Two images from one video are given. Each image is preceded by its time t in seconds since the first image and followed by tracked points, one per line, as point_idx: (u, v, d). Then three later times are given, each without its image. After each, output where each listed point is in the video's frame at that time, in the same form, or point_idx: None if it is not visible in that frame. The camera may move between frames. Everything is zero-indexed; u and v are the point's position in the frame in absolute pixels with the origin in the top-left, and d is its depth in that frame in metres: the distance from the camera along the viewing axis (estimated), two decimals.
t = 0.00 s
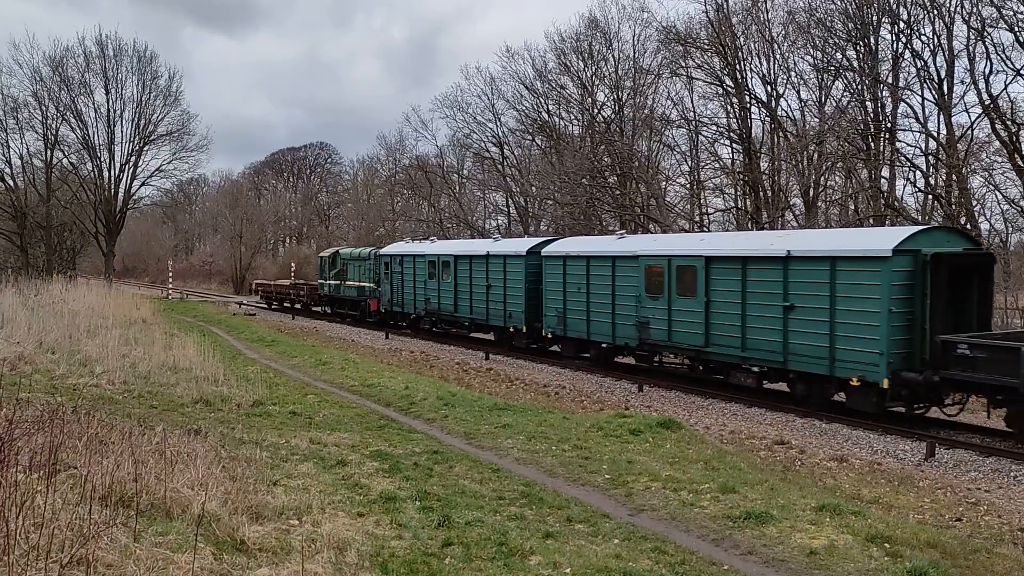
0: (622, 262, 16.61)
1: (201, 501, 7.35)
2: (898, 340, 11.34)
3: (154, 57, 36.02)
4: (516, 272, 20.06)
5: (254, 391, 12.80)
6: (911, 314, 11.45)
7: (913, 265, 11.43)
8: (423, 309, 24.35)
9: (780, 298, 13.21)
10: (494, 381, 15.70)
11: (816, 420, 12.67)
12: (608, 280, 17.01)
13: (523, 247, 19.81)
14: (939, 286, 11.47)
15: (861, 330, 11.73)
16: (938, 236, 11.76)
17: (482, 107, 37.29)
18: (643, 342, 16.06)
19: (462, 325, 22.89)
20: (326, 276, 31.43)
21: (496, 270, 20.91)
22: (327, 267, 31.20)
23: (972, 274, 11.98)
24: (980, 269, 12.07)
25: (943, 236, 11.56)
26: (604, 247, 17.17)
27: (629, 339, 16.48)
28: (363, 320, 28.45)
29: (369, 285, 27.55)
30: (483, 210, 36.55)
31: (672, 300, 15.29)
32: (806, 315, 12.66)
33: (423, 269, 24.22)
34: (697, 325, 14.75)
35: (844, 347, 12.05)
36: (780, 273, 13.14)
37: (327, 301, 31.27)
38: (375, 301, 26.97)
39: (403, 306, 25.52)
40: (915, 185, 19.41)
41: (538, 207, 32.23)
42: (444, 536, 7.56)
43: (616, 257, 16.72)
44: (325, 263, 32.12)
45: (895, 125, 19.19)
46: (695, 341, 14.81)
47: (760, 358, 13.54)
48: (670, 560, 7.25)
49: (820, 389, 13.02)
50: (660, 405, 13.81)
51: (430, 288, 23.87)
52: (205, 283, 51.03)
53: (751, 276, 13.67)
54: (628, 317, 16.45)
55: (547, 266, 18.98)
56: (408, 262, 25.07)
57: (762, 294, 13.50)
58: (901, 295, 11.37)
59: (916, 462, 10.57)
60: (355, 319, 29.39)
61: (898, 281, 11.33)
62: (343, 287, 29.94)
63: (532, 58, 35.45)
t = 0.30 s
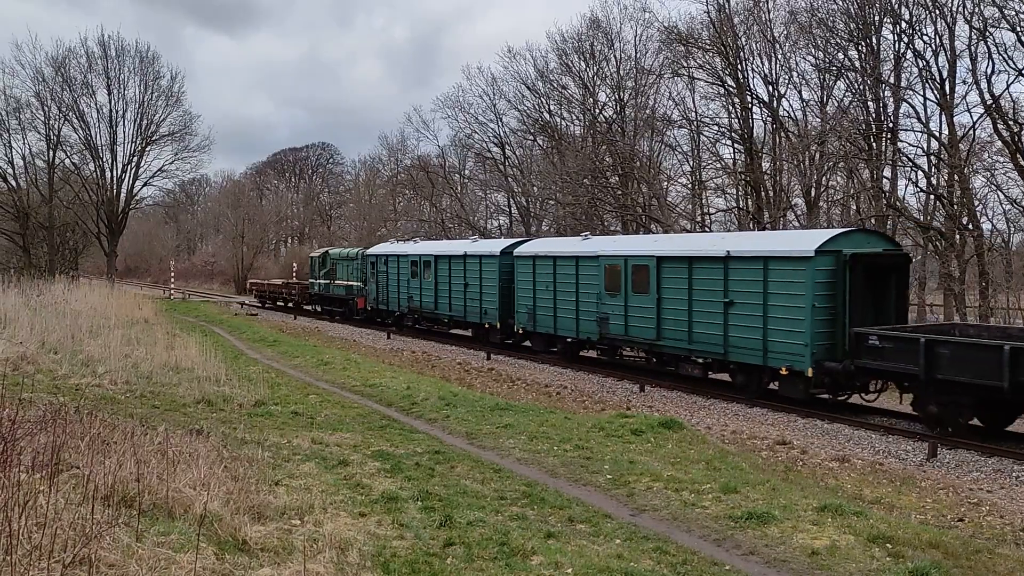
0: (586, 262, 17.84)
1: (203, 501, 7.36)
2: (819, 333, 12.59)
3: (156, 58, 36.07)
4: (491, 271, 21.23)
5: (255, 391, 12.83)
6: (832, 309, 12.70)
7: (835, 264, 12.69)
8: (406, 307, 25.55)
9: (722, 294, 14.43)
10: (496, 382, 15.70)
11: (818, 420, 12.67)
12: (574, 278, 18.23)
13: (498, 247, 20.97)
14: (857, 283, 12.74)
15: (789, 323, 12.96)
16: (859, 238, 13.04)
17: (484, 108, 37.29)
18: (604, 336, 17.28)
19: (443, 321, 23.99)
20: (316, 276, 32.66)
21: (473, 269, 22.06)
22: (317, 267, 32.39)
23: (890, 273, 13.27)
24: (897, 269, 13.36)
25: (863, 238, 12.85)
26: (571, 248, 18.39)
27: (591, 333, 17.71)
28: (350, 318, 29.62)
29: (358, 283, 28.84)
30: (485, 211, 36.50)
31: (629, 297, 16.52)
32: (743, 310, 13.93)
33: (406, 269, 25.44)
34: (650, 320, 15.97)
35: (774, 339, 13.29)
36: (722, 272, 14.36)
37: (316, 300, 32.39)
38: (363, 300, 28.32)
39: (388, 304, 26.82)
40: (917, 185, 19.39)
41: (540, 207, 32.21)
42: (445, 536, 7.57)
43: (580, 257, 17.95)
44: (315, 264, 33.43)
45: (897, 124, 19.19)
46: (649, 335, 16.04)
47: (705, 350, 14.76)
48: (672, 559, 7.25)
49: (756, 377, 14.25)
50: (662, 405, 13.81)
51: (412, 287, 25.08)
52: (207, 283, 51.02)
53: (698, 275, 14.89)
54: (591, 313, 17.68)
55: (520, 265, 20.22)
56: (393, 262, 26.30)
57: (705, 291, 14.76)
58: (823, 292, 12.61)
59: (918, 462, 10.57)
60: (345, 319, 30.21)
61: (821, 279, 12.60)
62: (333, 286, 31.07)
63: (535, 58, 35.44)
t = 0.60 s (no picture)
0: (553, 262, 18.58)
1: (206, 502, 7.36)
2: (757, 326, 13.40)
3: (158, 59, 36.12)
4: (467, 270, 21.97)
5: (258, 392, 12.83)
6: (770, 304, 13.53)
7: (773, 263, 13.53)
8: (390, 305, 26.46)
9: (673, 292, 15.24)
10: (498, 382, 15.71)
11: (822, 420, 12.66)
12: (542, 277, 18.96)
13: (474, 248, 21.66)
14: (793, 282, 13.49)
15: (732, 318, 13.74)
16: (797, 239, 13.90)
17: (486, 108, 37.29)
18: (569, 332, 18.00)
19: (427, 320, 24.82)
20: (308, 276, 33.55)
21: (451, 268, 22.78)
22: (308, 268, 33.19)
23: (824, 273, 14.20)
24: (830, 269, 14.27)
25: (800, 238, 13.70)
26: (540, 249, 19.13)
27: (557, 329, 18.45)
28: (340, 316, 30.42)
29: (346, 283, 29.67)
30: (487, 211, 36.50)
31: (591, 295, 17.27)
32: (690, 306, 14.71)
33: (391, 269, 26.27)
34: (611, 316, 16.73)
35: (718, 333, 14.07)
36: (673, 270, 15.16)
37: (308, 300, 33.23)
38: (352, 299, 29.22)
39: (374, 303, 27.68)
40: (920, 185, 19.37)
41: (542, 207, 32.22)
42: (448, 537, 7.55)
43: (547, 257, 18.70)
44: (307, 265, 34.31)
45: (900, 124, 19.17)
46: (609, 331, 16.83)
47: (658, 344, 15.53)
48: (675, 560, 7.25)
49: (721, 371, 14.81)
50: (665, 405, 13.82)
51: (396, 286, 25.90)
52: (209, 284, 51.03)
53: (649, 274, 15.72)
54: (556, 309, 18.45)
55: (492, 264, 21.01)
56: (379, 262, 27.12)
57: (657, 288, 15.58)
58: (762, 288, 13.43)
59: (921, 462, 10.56)
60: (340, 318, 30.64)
61: (759, 278, 13.40)
62: (323, 285, 31.91)
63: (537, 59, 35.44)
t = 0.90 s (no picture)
0: (526, 262, 19.82)
1: (210, 502, 7.39)
2: (703, 322, 14.57)
3: (162, 60, 36.22)
4: (448, 269, 23.14)
5: (261, 392, 12.86)
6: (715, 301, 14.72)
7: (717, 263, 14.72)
8: (378, 304, 27.56)
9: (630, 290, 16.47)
10: (501, 382, 15.74)
11: (826, 420, 12.64)
12: (516, 276, 20.21)
13: (455, 249, 22.74)
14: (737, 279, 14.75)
15: (681, 314, 14.97)
16: (740, 241, 15.11)
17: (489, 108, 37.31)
18: (541, 328, 19.26)
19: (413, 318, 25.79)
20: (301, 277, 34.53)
21: (434, 268, 23.89)
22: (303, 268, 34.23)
23: (766, 270, 15.52)
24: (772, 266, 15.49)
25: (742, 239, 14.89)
26: (515, 249, 20.33)
27: (531, 325, 19.73)
28: (331, 315, 31.26)
29: (337, 283, 30.60)
30: (490, 212, 36.49)
31: (560, 293, 18.51)
32: (645, 303, 15.95)
33: (379, 269, 27.36)
34: (577, 313, 17.98)
35: (669, 328, 15.27)
36: (630, 270, 16.37)
37: (302, 299, 34.03)
38: (342, 299, 30.20)
39: (364, 302, 28.67)
40: (923, 185, 19.32)
41: (545, 207, 32.23)
42: (451, 537, 7.57)
43: (520, 257, 19.95)
44: (301, 266, 35.30)
45: (903, 124, 19.13)
46: (575, 326, 18.08)
47: (619, 338, 16.76)
48: (678, 560, 7.25)
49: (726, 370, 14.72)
50: (668, 405, 13.83)
51: (383, 285, 26.99)
52: (214, 284, 51.09)
53: (610, 273, 16.94)
54: (529, 307, 19.73)
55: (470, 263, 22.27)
56: (368, 262, 28.20)
57: (616, 288, 16.83)
58: (706, 286, 14.62)
59: (925, 462, 10.54)
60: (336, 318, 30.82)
61: (705, 276, 14.65)
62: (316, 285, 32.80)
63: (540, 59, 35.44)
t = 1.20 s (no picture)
0: (502, 262, 20.67)
1: (214, 503, 7.39)
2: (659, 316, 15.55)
3: (166, 61, 36.27)
4: (431, 268, 23.91)
5: (265, 393, 12.86)
6: (670, 296, 15.73)
7: (672, 260, 15.77)
8: (368, 303, 28.39)
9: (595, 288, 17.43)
10: (505, 382, 15.75)
11: (831, 420, 12.61)
12: (494, 275, 21.07)
13: (438, 249, 23.46)
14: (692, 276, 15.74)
15: (640, 309, 15.94)
16: (694, 242, 16.16)
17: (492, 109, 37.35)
18: (516, 324, 20.11)
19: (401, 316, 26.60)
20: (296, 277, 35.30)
21: (419, 268, 24.61)
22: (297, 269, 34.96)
23: (721, 269, 16.56)
24: (725, 265, 16.56)
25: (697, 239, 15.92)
26: (492, 249, 21.23)
27: (506, 321, 20.59)
28: (324, 314, 31.99)
29: (329, 283, 31.36)
30: (494, 212, 36.47)
31: (533, 291, 19.40)
32: (608, 299, 16.92)
33: (368, 269, 28.15)
34: (547, 310, 18.92)
35: (629, 323, 16.23)
36: (596, 268, 17.30)
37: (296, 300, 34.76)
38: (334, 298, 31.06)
39: (354, 301, 29.48)
40: (928, 184, 19.26)
41: (548, 208, 32.21)
42: (455, 538, 7.56)
43: (496, 257, 20.85)
44: (296, 266, 35.94)
45: (907, 123, 19.05)
46: (545, 323, 19.01)
47: (585, 333, 17.66)
48: (683, 560, 7.24)
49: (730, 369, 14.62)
50: (672, 406, 13.80)
51: (372, 284, 27.82)
52: (218, 285, 51.12)
53: (577, 272, 17.90)
54: (503, 305, 20.62)
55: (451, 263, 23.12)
56: (357, 262, 28.96)
57: (581, 285, 17.81)
58: (662, 282, 15.62)
59: (930, 462, 10.52)
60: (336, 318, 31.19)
61: (662, 274, 15.64)
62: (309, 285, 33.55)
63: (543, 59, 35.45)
